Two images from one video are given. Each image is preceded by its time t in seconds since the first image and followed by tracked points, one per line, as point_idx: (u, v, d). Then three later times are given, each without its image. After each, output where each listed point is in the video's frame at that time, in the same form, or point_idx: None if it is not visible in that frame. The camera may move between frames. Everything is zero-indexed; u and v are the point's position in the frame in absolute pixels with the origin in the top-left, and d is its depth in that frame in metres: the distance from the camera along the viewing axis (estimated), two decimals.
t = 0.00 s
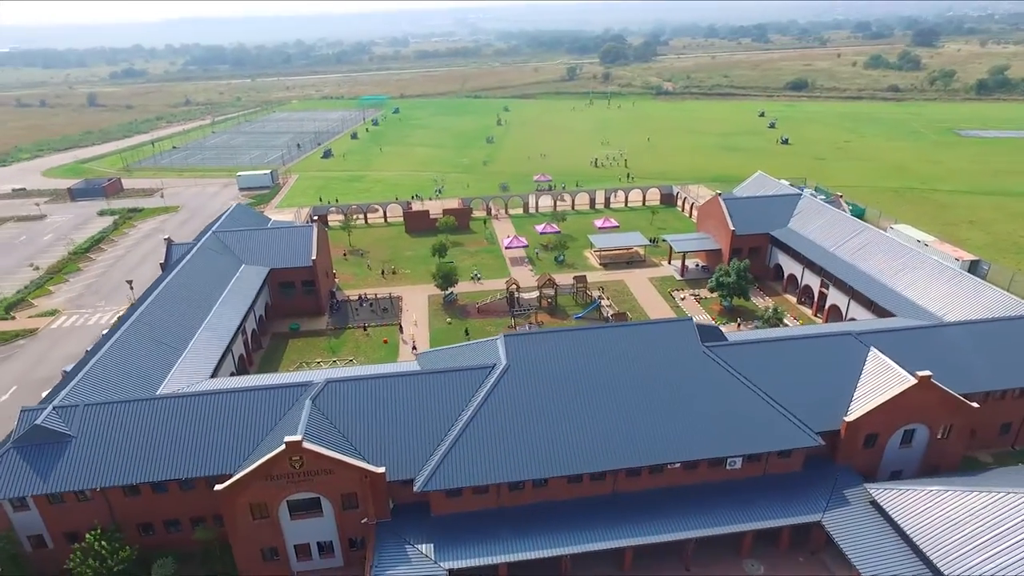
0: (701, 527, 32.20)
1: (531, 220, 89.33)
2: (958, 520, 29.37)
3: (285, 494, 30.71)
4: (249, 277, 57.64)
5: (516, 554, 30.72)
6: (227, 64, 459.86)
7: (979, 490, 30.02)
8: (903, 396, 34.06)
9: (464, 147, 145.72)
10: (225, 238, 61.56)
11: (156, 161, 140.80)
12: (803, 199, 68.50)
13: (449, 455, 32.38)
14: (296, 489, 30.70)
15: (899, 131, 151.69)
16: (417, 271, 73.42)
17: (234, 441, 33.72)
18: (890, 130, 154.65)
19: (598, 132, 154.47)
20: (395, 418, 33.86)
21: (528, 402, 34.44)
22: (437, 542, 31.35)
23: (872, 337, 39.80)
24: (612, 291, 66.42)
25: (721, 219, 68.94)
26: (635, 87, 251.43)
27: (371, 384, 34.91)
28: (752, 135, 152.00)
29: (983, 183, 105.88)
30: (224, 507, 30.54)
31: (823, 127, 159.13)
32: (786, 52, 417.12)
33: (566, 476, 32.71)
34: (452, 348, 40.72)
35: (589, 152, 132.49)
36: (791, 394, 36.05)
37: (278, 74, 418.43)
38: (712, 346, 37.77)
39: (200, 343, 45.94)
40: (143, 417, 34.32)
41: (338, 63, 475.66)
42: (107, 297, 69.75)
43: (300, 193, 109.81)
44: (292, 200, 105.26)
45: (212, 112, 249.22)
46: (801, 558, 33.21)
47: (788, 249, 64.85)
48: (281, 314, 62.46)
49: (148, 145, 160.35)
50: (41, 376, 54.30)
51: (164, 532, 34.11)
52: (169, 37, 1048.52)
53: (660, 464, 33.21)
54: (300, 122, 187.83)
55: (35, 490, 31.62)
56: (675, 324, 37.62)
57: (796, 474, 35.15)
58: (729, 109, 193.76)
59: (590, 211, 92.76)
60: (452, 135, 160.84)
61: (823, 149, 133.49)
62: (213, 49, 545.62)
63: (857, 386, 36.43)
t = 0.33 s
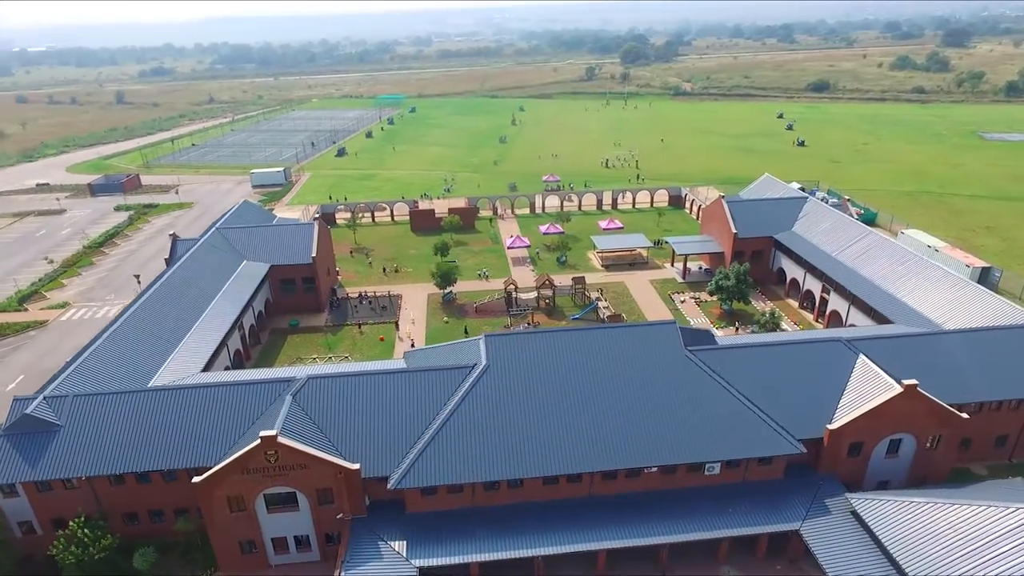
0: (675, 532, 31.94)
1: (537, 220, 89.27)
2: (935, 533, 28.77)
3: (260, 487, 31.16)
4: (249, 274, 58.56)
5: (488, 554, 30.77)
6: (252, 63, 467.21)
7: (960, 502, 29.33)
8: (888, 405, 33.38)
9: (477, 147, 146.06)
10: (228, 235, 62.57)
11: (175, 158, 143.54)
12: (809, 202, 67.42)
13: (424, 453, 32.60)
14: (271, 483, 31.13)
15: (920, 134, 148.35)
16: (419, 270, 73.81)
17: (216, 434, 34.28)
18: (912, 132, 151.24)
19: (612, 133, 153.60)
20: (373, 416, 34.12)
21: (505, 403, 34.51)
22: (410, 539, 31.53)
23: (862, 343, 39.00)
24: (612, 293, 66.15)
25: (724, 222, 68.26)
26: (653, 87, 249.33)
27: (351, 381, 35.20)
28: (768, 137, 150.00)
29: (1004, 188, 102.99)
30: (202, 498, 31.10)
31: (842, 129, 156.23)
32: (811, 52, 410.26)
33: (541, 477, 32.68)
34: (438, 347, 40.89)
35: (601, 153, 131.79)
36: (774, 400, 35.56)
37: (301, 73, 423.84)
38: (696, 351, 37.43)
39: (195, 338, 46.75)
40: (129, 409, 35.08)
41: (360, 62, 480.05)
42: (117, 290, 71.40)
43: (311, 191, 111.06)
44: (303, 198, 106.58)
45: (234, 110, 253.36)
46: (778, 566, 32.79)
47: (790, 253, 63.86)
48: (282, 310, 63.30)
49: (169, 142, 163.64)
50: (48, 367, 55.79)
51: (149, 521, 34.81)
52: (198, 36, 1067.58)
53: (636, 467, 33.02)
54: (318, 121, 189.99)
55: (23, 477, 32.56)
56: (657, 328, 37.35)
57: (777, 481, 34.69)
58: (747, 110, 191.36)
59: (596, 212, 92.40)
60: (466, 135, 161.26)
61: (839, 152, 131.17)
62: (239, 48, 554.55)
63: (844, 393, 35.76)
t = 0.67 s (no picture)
0: (650, 536, 31.72)
1: (544, 220, 89.15)
2: (914, 545, 28.09)
3: (239, 480, 31.69)
4: (251, 269, 59.48)
5: (461, 552, 30.90)
6: (278, 62, 474.28)
7: (942, 515, 28.62)
8: (873, 413, 32.67)
9: (490, 147, 146.36)
10: (233, 230, 63.58)
11: (195, 155, 146.30)
12: (815, 205, 66.21)
13: (400, 450, 32.83)
14: (249, 476, 31.62)
15: (946, 138, 144.36)
16: (422, 268, 74.27)
17: (199, 426, 34.94)
18: (937, 135, 147.54)
19: (627, 133, 152.60)
20: (353, 412, 34.45)
21: (484, 402, 34.59)
22: (385, 535, 31.79)
23: (853, 349, 38.20)
24: (613, 294, 65.82)
25: (728, 225, 67.45)
26: (673, 88, 246.91)
27: (333, 377, 35.59)
28: (787, 139, 147.43)
29: None
30: (182, 489, 31.71)
31: (864, 131, 152.99)
32: (838, 52, 402.72)
33: (516, 478, 32.73)
34: (425, 345, 41.11)
35: (614, 154, 131.03)
36: (757, 406, 35.05)
37: (324, 71, 429.09)
38: (680, 354, 37.06)
39: (192, 332, 47.65)
40: (119, 399, 35.91)
41: (383, 61, 484.15)
42: (128, 283, 73.06)
43: (323, 189, 112.28)
44: (315, 195, 107.86)
45: (256, 107, 257.40)
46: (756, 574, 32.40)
47: (795, 257, 62.84)
48: (284, 305, 64.20)
49: (190, 139, 166.82)
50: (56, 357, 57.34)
51: (136, 509, 35.58)
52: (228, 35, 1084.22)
53: (613, 470, 32.91)
54: (336, 119, 192.04)
55: (14, 463, 33.51)
56: (642, 331, 37.04)
57: (757, 488, 34.26)
58: (768, 111, 188.39)
59: (604, 212, 91.92)
60: (481, 134, 161.60)
61: (859, 154, 128.39)
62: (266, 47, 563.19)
63: (831, 401, 35.09)
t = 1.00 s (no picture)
0: (622, 540, 31.52)
1: (551, 221, 89.14)
2: (886, 559, 27.54)
3: (217, 471, 32.39)
4: (254, 264, 60.71)
5: (433, 549, 31.12)
6: (307, 60, 481.81)
7: (917, 530, 27.98)
8: (854, 423, 31.99)
9: (506, 146, 146.68)
10: (239, 226, 64.81)
11: (217, 152, 149.50)
12: (823, 210, 64.96)
13: (376, 446, 33.18)
14: (227, 467, 32.31)
15: (973, 141, 140.30)
16: (426, 267, 74.89)
17: (185, 418, 35.77)
18: (965, 139, 143.28)
19: (644, 134, 151.47)
20: (332, 407, 34.90)
21: (461, 402, 34.72)
22: (358, 530, 32.17)
23: (841, 357, 37.38)
24: (613, 296, 65.56)
25: (732, 228, 66.61)
26: (696, 89, 244.16)
27: (315, 372, 36.12)
28: (808, 141, 144.77)
29: None
30: (163, 478, 32.52)
31: (889, 135, 149.35)
32: (870, 53, 393.60)
33: (490, 478, 32.81)
34: (411, 344, 41.40)
35: (629, 155, 130.24)
36: (737, 413, 34.59)
37: (351, 70, 434.55)
38: (661, 358, 36.80)
39: (191, 326, 48.80)
40: (109, 389, 36.96)
41: (410, 60, 488.40)
42: (142, 276, 75.07)
43: (338, 187, 113.79)
44: (329, 193, 109.35)
45: (282, 105, 261.91)
46: None
47: (799, 262, 61.80)
48: (287, 301, 65.32)
49: (214, 136, 170.51)
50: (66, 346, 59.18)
51: (124, 497, 36.53)
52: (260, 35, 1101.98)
53: (587, 473, 32.84)
54: (357, 118, 194.27)
55: (7, 449, 34.71)
56: (623, 333, 36.84)
57: (734, 496, 33.85)
58: (791, 113, 185.27)
59: (612, 213, 91.53)
60: (498, 134, 161.91)
61: (881, 158, 125.44)
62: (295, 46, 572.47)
63: (814, 408, 34.45)
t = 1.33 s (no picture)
0: (598, 544, 31.43)
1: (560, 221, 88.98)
2: (861, 572, 27.05)
3: (202, 462, 33.11)
4: (260, 260, 61.83)
5: (409, 545, 31.46)
6: (334, 59, 487.96)
7: (894, 543, 27.42)
8: (838, 431, 31.41)
9: (522, 146, 146.79)
10: (247, 222, 66.04)
11: (238, 149, 152.24)
12: (832, 214, 63.81)
13: (357, 442, 33.57)
14: (212, 459, 33.01)
15: (1002, 145, 136.22)
16: (431, 265, 75.34)
17: (175, 409, 36.58)
18: (993, 143, 139.22)
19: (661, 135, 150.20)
20: (317, 402, 35.41)
21: (443, 401, 34.96)
22: (337, 525, 32.60)
23: (831, 365, 36.70)
24: (615, 298, 65.21)
25: (737, 231, 65.82)
26: (719, 90, 241.41)
27: (303, 368, 36.69)
28: (829, 144, 142.09)
29: None
30: (150, 467, 33.33)
31: (914, 138, 145.89)
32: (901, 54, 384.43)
33: (468, 477, 33.01)
34: (401, 343, 41.76)
35: (644, 156, 129.35)
36: (721, 419, 34.16)
37: (375, 69, 438.90)
38: (645, 361, 36.59)
39: (192, 319, 49.87)
40: (104, 379, 37.99)
41: (434, 59, 491.15)
42: (155, 270, 76.83)
43: (352, 185, 115.02)
44: (343, 191, 110.61)
45: (305, 104, 265.61)
46: None
47: (804, 267, 60.78)
48: (292, 297, 66.31)
49: (237, 133, 173.60)
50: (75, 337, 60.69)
51: (118, 485, 37.50)
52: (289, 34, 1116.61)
53: (565, 475, 32.82)
54: (377, 117, 196.12)
55: (5, 435, 35.86)
56: (607, 336, 36.75)
57: (715, 502, 33.50)
58: (814, 115, 182.14)
59: (622, 215, 91.03)
60: (514, 134, 162.10)
61: (903, 162, 122.63)
62: (323, 44, 580.24)
63: (800, 416, 33.90)
